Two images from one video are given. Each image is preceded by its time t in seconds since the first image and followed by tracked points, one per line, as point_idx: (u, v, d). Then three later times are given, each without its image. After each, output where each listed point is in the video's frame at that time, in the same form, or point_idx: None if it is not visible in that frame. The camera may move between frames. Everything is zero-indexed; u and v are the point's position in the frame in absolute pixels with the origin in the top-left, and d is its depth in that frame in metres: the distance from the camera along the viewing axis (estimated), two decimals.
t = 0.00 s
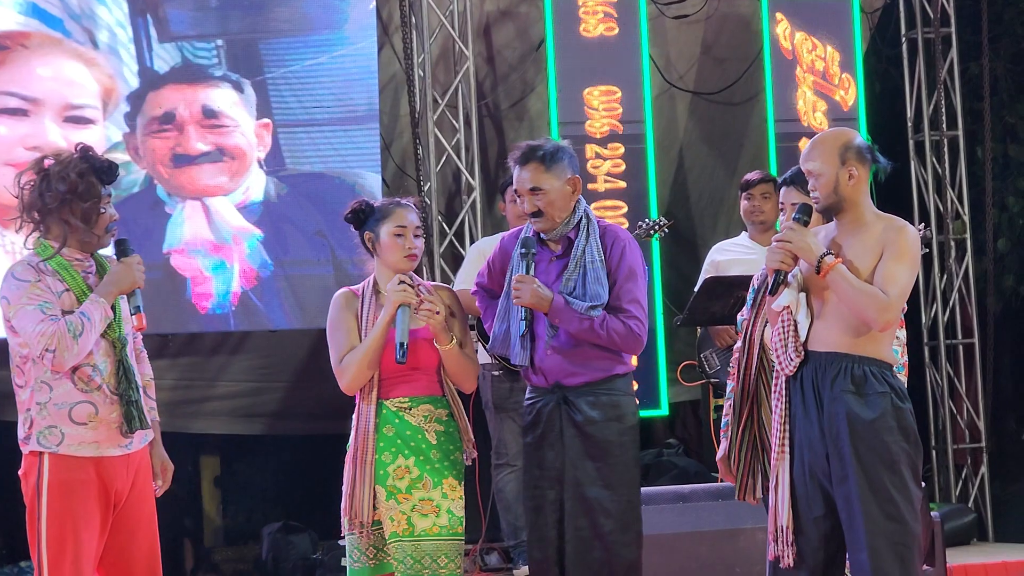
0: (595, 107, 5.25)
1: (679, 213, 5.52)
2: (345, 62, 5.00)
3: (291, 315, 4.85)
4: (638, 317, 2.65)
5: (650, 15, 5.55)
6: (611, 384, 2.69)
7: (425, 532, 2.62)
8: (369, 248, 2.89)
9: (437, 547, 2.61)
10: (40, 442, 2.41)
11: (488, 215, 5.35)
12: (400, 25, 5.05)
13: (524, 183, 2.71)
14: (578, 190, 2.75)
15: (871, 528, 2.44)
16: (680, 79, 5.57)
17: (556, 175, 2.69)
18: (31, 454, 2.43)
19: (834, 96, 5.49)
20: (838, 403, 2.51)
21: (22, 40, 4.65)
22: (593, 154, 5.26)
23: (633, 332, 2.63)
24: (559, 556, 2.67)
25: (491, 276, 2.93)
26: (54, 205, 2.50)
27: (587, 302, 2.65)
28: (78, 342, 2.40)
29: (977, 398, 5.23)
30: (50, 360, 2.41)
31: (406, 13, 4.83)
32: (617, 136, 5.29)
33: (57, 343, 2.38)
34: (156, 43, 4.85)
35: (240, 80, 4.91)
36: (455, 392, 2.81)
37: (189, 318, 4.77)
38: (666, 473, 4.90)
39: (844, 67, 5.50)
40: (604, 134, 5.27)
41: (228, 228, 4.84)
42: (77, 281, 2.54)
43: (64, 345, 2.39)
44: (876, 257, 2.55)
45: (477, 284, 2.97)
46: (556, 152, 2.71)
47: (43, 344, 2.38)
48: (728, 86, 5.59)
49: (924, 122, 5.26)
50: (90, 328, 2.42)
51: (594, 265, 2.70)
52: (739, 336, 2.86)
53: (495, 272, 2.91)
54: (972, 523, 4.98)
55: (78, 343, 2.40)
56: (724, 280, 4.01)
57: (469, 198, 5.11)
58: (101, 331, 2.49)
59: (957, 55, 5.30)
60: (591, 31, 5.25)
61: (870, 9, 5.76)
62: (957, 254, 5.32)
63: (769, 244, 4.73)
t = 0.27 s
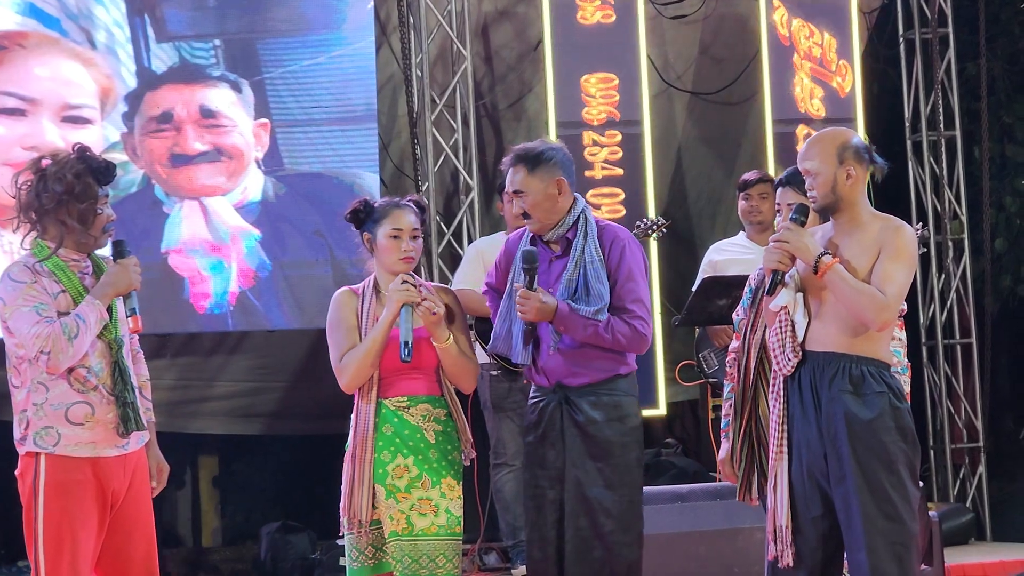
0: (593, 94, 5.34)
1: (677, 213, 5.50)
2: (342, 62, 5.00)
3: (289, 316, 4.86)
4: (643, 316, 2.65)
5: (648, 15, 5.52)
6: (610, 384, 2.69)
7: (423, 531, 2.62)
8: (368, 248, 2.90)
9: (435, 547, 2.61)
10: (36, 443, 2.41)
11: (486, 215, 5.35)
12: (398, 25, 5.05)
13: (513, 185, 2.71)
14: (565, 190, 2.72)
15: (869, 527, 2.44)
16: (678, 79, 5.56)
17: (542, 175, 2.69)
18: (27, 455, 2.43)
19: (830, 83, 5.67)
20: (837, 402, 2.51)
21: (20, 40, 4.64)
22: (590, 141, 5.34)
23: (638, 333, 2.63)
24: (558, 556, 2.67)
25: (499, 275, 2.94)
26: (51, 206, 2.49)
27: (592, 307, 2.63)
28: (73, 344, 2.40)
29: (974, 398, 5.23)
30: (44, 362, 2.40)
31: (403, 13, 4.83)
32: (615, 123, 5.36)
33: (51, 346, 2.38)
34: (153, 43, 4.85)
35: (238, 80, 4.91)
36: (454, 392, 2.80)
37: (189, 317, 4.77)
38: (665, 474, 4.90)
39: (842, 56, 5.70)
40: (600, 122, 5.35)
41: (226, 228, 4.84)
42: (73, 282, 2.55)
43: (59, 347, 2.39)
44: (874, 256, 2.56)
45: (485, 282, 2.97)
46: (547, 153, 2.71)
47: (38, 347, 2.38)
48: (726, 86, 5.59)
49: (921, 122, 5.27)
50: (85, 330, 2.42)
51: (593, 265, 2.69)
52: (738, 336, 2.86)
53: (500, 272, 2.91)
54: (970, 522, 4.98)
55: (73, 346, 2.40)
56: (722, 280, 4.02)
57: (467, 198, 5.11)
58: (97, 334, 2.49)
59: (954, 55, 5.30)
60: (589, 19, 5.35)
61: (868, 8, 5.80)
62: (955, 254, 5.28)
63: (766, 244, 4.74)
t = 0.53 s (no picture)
0: (592, 81, 5.36)
1: (677, 213, 5.50)
2: (341, 63, 5.00)
3: (289, 316, 4.86)
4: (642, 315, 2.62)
5: (648, 15, 5.51)
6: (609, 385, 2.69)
7: (438, 531, 2.61)
8: (371, 249, 2.82)
9: (451, 545, 2.61)
10: (35, 443, 2.40)
11: (485, 214, 5.35)
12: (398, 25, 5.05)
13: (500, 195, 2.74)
14: (545, 192, 2.70)
15: (869, 526, 2.44)
16: (678, 79, 5.56)
17: (521, 180, 2.69)
18: (26, 455, 2.43)
19: (829, 70, 5.72)
20: (836, 402, 2.51)
21: (20, 40, 4.64)
22: (590, 129, 5.35)
23: (639, 331, 2.60)
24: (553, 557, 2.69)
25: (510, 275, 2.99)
26: (52, 206, 2.49)
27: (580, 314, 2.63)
28: (71, 346, 2.39)
29: (974, 398, 5.22)
30: (43, 363, 2.40)
31: (403, 13, 4.82)
32: (613, 111, 5.38)
33: (50, 347, 2.38)
34: (153, 43, 4.85)
35: (237, 80, 4.91)
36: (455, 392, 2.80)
37: (189, 317, 4.78)
38: (665, 474, 4.89)
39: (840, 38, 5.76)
40: (599, 109, 5.36)
41: (226, 228, 4.84)
42: (72, 283, 2.54)
43: (57, 349, 2.39)
44: (873, 256, 2.56)
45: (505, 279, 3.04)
46: (525, 160, 2.70)
47: (37, 347, 2.38)
48: (726, 86, 5.60)
49: (920, 122, 5.27)
50: (84, 331, 2.42)
51: (579, 269, 2.68)
52: (738, 336, 2.86)
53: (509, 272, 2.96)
54: (970, 522, 4.97)
55: (72, 347, 2.40)
56: (722, 281, 4.02)
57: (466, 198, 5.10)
58: (96, 334, 2.48)
59: (954, 55, 5.29)
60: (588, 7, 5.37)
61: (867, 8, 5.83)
62: (956, 253, 5.26)
63: (766, 244, 4.74)
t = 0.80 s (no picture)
0: (591, 71, 5.41)
1: (677, 214, 5.50)
2: (341, 64, 5.00)
3: (289, 317, 4.86)
4: (610, 315, 2.60)
5: (647, 16, 5.51)
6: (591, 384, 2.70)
7: (448, 531, 2.57)
8: (371, 251, 2.78)
9: (462, 546, 2.58)
10: (35, 445, 2.40)
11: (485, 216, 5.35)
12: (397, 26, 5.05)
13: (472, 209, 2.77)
14: (511, 198, 2.72)
15: (869, 527, 2.44)
16: (678, 80, 5.56)
17: (486, 189, 2.72)
18: (26, 457, 2.43)
19: (828, 58, 5.76)
20: (836, 403, 2.51)
21: (19, 42, 4.64)
22: (589, 116, 5.41)
23: (606, 331, 2.59)
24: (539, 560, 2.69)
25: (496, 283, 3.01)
26: (50, 207, 2.49)
27: (543, 320, 2.65)
28: (74, 345, 2.39)
29: (974, 399, 5.22)
30: (45, 364, 2.40)
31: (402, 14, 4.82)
32: (613, 100, 5.44)
33: (52, 347, 2.38)
34: (153, 45, 4.85)
35: (237, 82, 4.91)
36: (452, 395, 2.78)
37: (188, 319, 4.77)
38: (665, 475, 4.91)
39: (838, 28, 5.79)
40: (598, 97, 5.41)
41: (227, 230, 4.84)
42: (72, 284, 2.55)
43: (60, 349, 2.38)
44: (873, 256, 2.56)
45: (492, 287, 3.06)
46: (490, 169, 2.73)
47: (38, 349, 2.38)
48: (725, 87, 5.60)
49: (920, 123, 5.27)
50: (85, 331, 2.41)
51: (541, 273, 2.68)
52: (738, 336, 2.87)
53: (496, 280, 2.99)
54: (970, 523, 4.97)
55: (73, 347, 2.39)
56: (722, 281, 4.02)
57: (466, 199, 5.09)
58: (97, 335, 2.48)
59: (954, 56, 5.28)
60: None
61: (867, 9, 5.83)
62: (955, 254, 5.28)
63: (766, 245, 4.75)
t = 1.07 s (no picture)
0: (591, 60, 5.42)
1: (677, 215, 5.50)
2: (341, 65, 5.01)
3: (289, 318, 4.86)
4: (554, 322, 2.66)
5: (648, 17, 5.52)
6: (544, 393, 2.73)
7: (438, 532, 2.53)
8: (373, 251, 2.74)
9: (453, 547, 2.53)
10: (35, 446, 2.41)
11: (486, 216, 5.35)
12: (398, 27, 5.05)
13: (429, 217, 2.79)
14: (462, 209, 2.75)
15: (869, 527, 2.44)
16: (678, 81, 5.56)
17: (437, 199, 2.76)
18: (26, 457, 2.44)
19: (829, 46, 5.74)
20: (836, 403, 2.51)
21: (20, 44, 4.64)
22: (589, 105, 5.41)
23: (546, 344, 2.63)
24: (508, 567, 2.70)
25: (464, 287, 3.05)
26: (46, 207, 2.49)
27: (477, 329, 2.71)
28: (70, 348, 2.40)
29: (975, 400, 5.22)
30: (42, 365, 2.41)
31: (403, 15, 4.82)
32: (612, 89, 5.45)
33: (49, 349, 2.39)
34: (154, 46, 4.86)
35: (238, 83, 4.92)
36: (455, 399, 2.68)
37: (189, 319, 4.77)
38: (665, 476, 4.92)
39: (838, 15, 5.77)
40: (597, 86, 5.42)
41: (227, 231, 4.84)
42: (72, 285, 2.54)
43: (56, 351, 2.39)
44: (874, 258, 2.56)
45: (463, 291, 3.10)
46: (440, 181, 2.75)
47: (36, 349, 2.39)
48: (726, 88, 5.60)
49: (921, 124, 5.27)
50: (84, 333, 2.42)
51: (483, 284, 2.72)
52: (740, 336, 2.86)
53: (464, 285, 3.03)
54: (971, 523, 4.97)
55: (71, 349, 2.40)
56: (722, 282, 4.02)
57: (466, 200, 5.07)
58: (95, 338, 2.48)
59: (954, 56, 5.28)
60: None
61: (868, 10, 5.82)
62: (956, 255, 5.29)
63: (767, 246, 4.75)
